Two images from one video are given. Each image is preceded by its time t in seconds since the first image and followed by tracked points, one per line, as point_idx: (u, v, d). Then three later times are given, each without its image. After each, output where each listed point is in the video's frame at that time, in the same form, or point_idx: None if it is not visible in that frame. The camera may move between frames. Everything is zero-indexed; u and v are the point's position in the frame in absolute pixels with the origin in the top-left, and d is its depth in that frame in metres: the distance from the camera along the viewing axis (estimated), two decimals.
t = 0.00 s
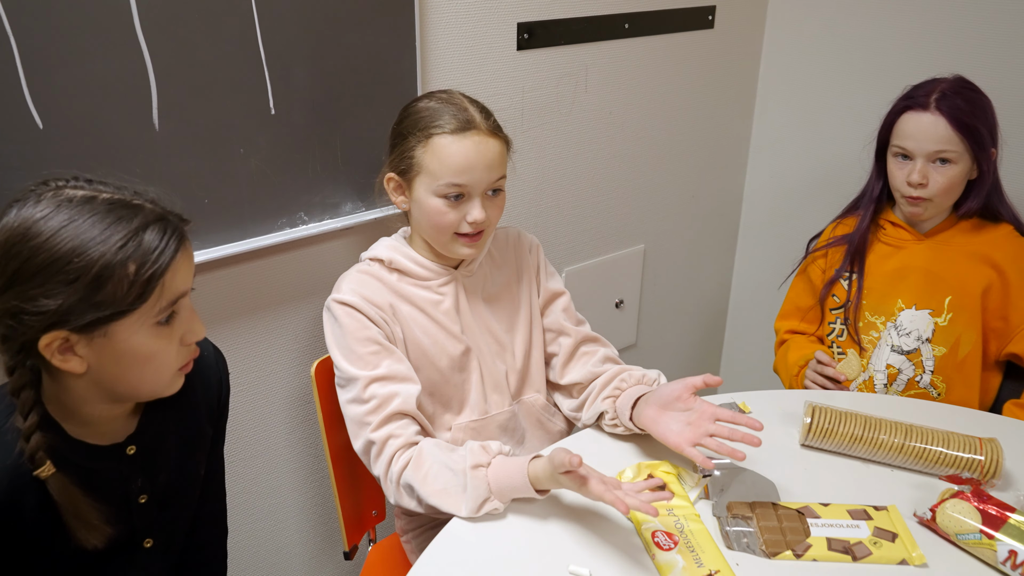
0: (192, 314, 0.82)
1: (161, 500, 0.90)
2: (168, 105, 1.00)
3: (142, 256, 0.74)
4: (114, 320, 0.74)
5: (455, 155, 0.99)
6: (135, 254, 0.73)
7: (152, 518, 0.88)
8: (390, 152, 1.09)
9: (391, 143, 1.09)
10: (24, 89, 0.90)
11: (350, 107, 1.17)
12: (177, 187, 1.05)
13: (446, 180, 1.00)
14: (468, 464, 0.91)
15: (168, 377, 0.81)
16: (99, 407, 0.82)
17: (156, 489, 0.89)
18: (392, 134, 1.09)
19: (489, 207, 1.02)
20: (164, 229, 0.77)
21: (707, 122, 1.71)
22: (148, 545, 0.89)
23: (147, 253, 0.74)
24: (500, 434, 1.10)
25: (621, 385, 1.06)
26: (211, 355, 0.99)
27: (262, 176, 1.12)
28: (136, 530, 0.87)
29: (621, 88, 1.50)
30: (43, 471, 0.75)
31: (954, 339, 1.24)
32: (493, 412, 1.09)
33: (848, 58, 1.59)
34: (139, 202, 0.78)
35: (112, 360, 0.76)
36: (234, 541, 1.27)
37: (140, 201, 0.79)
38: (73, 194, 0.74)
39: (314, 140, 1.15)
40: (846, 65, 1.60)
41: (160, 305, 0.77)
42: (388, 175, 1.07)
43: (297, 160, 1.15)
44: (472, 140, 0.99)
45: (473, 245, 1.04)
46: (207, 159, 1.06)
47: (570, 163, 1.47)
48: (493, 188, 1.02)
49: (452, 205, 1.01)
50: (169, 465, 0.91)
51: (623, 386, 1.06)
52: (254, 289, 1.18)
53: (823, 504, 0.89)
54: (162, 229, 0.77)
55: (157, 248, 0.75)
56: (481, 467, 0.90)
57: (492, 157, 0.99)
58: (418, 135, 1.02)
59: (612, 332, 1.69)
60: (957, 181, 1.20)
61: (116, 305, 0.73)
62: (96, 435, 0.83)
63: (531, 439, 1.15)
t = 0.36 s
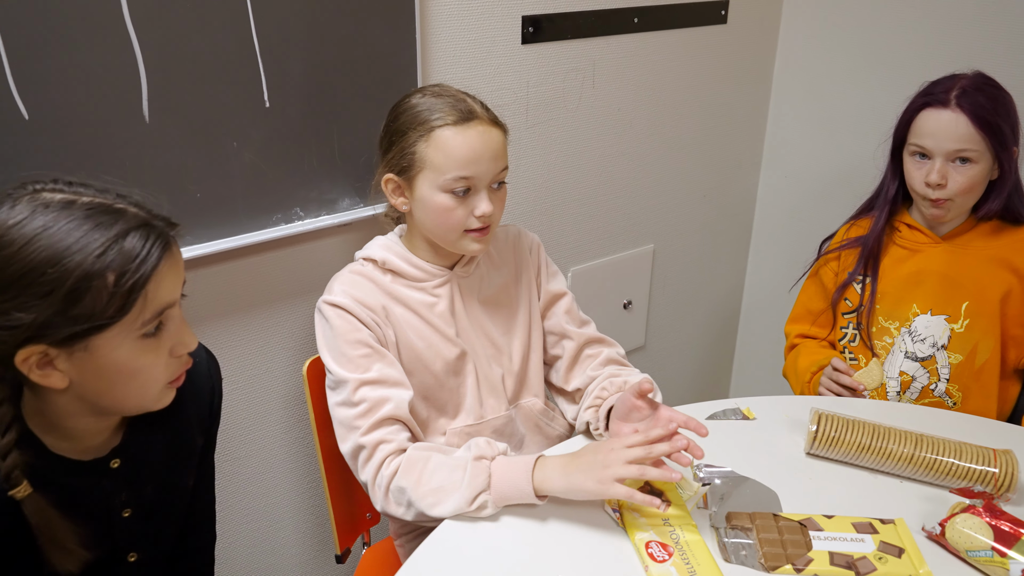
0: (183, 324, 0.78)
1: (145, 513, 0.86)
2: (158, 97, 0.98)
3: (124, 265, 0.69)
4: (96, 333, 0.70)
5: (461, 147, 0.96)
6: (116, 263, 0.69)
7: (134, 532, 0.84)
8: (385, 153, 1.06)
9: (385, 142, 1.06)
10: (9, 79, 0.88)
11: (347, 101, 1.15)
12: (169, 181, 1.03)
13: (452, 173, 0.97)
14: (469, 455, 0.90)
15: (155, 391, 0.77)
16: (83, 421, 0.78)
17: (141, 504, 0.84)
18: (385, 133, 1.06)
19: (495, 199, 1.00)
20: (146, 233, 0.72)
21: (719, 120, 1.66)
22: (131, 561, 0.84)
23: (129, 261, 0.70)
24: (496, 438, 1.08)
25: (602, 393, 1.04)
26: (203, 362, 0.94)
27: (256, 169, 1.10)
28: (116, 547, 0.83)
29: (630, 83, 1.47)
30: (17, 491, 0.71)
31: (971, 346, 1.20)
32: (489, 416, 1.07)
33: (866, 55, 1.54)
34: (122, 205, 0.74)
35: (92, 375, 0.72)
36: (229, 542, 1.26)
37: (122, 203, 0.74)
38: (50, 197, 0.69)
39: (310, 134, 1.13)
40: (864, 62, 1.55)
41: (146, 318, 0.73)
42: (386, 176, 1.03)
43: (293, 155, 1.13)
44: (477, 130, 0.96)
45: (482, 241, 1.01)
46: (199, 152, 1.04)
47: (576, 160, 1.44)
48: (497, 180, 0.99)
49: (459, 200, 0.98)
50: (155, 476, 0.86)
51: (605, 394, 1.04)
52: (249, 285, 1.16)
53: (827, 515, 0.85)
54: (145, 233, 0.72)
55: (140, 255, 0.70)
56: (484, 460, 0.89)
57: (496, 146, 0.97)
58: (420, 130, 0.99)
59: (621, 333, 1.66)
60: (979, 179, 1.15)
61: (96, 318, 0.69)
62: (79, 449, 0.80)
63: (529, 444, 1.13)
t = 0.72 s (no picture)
0: (139, 314, 0.68)
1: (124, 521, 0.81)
2: (145, 85, 0.97)
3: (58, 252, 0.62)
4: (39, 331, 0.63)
5: (459, 140, 0.93)
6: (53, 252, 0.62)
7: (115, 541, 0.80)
8: (374, 144, 1.03)
9: (375, 135, 1.02)
10: None
11: (339, 91, 1.14)
12: (156, 170, 1.01)
13: (448, 167, 0.94)
14: (453, 451, 0.88)
15: (109, 390, 0.68)
16: (54, 423, 0.72)
17: (119, 512, 0.80)
18: (375, 125, 1.02)
19: (489, 192, 0.98)
20: (82, 215, 0.64)
21: (724, 114, 1.64)
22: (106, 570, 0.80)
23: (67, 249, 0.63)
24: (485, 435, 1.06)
25: (595, 390, 1.02)
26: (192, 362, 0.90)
27: (246, 159, 1.09)
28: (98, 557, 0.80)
29: (631, 76, 1.44)
30: None
31: (975, 346, 1.18)
32: (478, 412, 1.05)
33: (874, 48, 1.51)
34: (73, 188, 0.67)
35: (39, 370, 0.65)
36: (223, 535, 1.25)
37: (76, 186, 0.68)
38: None
39: (302, 124, 1.12)
40: (872, 55, 1.52)
41: (83, 306, 0.64)
42: (377, 171, 1.00)
43: (283, 145, 1.11)
44: (473, 123, 0.94)
45: (475, 238, 0.99)
46: (187, 141, 1.03)
47: (576, 154, 1.42)
48: (492, 173, 0.97)
49: (455, 194, 0.96)
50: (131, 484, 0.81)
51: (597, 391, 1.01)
52: (239, 276, 1.15)
53: (820, 517, 0.83)
54: (81, 214, 0.64)
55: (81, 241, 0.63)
56: (468, 455, 0.87)
57: (491, 138, 0.95)
58: (414, 123, 0.96)
59: (622, 330, 1.64)
60: (982, 176, 1.12)
61: (30, 306, 0.62)
62: (53, 457, 0.75)
63: (519, 440, 1.11)
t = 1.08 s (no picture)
0: (52, 315, 0.70)
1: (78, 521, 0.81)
2: (125, 72, 0.96)
3: None
4: None
5: (441, 128, 0.92)
6: None
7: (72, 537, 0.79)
8: (355, 134, 1.01)
9: (357, 125, 1.01)
10: None
11: (325, 80, 1.12)
12: (137, 159, 1.00)
13: (431, 156, 0.93)
14: (433, 444, 0.87)
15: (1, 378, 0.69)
16: None
17: (72, 507, 0.80)
18: (356, 115, 1.00)
19: (473, 181, 0.97)
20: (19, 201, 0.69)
21: (719, 104, 1.62)
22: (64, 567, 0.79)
23: None
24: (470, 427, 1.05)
25: (578, 382, 1.01)
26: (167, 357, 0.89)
27: (230, 149, 1.07)
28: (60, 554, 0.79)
29: (625, 66, 1.43)
30: None
31: (963, 335, 1.18)
32: (463, 405, 1.04)
33: (872, 38, 1.50)
34: (36, 179, 0.72)
35: None
36: (208, 527, 1.24)
37: (42, 176, 0.73)
38: None
39: (287, 113, 1.11)
40: (871, 45, 1.50)
41: None
42: (359, 161, 0.98)
43: (268, 134, 1.10)
44: (457, 111, 0.93)
45: (460, 227, 0.98)
46: (169, 130, 1.01)
47: (568, 144, 1.41)
48: (476, 162, 0.96)
49: (438, 183, 0.94)
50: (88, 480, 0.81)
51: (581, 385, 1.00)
52: (223, 267, 1.14)
53: (805, 513, 0.81)
54: (12, 202, 0.69)
55: None
56: (447, 449, 0.86)
57: (475, 126, 0.93)
58: (395, 111, 0.95)
59: (615, 323, 1.62)
60: (964, 166, 1.11)
61: None
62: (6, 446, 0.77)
63: (506, 432, 1.10)
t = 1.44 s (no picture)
0: (91, 298, 0.70)
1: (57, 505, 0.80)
2: (105, 53, 0.93)
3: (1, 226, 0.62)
4: None
5: (422, 104, 0.90)
6: None
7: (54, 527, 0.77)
8: (333, 116, 0.99)
9: (334, 108, 0.98)
10: None
11: (311, 61, 1.10)
12: (119, 141, 0.98)
13: (412, 132, 0.91)
14: (417, 433, 0.85)
15: (46, 369, 0.68)
16: None
17: (48, 495, 0.78)
18: (333, 97, 0.98)
19: (456, 157, 0.95)
20: (42, 194, 0.65)
21: (716, 85, 1.59)
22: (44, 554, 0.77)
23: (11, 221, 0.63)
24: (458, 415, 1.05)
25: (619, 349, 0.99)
26: (132, 340, 0.88)
27: (214, 132, 1.05)
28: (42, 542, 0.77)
29: (620, 47, 1.40)
30: None
31: (946, 314, 1.17)
32: (450, 391, 1.03)
33: (872, 18, 1.47)
34: (33, 163, 0.68)
35: None
36: (200, 512, 1.23)
37: (33, 160, 0.69)
38: None
39: (272, 95, 1.08)
40: (871, 25, 1.48)
41: (36, 285, 0.65)
42: (339, 143, 0.96)
43: (253, 116, 1.08)
44: (437, 85, 0.90)
45: (445, 204, 0.96)
46: (151, 112, 0.99)
47: (562, 127, 1.38)
48: (458, 138, 0.94)
49: (421, 161, 0.92)
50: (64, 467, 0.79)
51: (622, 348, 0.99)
52: (210, 251, 1.12)
53: (795, 504, 0.80)
54: (39, 195, 0.65)
55: (30, 216, 0.64)
56: (432, 438, 0.85)
57: (455, 101, 0.91)
58: (373, 89, 0.92)
59: (611, 308, 1.60)
60: (941, 148, 1.09)
61: None
62: None
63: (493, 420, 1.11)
